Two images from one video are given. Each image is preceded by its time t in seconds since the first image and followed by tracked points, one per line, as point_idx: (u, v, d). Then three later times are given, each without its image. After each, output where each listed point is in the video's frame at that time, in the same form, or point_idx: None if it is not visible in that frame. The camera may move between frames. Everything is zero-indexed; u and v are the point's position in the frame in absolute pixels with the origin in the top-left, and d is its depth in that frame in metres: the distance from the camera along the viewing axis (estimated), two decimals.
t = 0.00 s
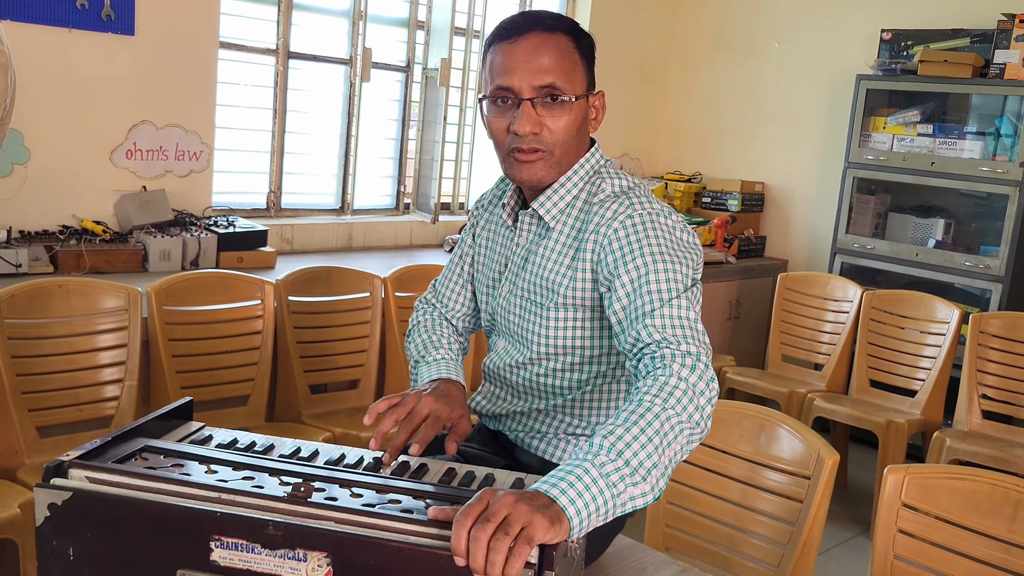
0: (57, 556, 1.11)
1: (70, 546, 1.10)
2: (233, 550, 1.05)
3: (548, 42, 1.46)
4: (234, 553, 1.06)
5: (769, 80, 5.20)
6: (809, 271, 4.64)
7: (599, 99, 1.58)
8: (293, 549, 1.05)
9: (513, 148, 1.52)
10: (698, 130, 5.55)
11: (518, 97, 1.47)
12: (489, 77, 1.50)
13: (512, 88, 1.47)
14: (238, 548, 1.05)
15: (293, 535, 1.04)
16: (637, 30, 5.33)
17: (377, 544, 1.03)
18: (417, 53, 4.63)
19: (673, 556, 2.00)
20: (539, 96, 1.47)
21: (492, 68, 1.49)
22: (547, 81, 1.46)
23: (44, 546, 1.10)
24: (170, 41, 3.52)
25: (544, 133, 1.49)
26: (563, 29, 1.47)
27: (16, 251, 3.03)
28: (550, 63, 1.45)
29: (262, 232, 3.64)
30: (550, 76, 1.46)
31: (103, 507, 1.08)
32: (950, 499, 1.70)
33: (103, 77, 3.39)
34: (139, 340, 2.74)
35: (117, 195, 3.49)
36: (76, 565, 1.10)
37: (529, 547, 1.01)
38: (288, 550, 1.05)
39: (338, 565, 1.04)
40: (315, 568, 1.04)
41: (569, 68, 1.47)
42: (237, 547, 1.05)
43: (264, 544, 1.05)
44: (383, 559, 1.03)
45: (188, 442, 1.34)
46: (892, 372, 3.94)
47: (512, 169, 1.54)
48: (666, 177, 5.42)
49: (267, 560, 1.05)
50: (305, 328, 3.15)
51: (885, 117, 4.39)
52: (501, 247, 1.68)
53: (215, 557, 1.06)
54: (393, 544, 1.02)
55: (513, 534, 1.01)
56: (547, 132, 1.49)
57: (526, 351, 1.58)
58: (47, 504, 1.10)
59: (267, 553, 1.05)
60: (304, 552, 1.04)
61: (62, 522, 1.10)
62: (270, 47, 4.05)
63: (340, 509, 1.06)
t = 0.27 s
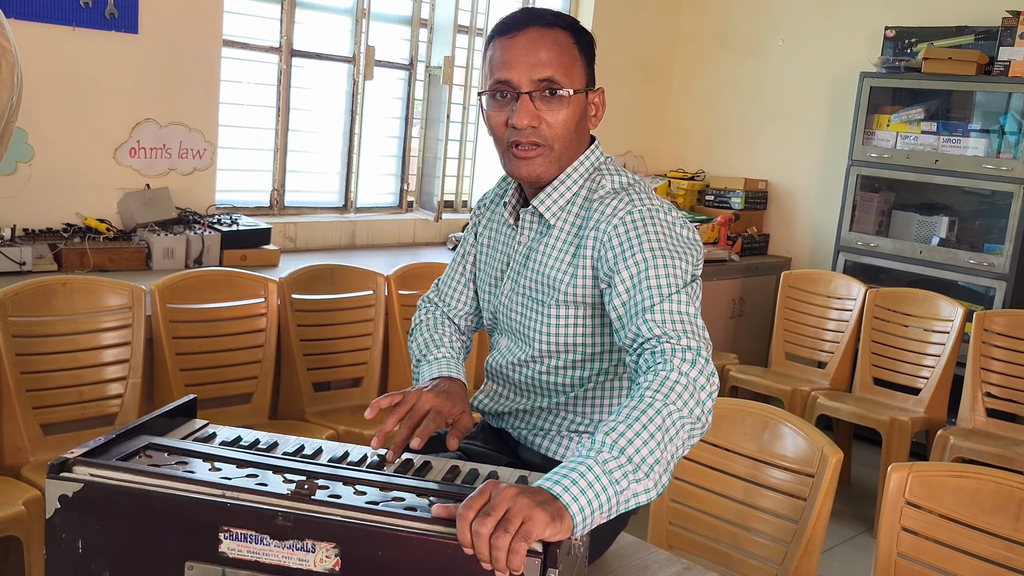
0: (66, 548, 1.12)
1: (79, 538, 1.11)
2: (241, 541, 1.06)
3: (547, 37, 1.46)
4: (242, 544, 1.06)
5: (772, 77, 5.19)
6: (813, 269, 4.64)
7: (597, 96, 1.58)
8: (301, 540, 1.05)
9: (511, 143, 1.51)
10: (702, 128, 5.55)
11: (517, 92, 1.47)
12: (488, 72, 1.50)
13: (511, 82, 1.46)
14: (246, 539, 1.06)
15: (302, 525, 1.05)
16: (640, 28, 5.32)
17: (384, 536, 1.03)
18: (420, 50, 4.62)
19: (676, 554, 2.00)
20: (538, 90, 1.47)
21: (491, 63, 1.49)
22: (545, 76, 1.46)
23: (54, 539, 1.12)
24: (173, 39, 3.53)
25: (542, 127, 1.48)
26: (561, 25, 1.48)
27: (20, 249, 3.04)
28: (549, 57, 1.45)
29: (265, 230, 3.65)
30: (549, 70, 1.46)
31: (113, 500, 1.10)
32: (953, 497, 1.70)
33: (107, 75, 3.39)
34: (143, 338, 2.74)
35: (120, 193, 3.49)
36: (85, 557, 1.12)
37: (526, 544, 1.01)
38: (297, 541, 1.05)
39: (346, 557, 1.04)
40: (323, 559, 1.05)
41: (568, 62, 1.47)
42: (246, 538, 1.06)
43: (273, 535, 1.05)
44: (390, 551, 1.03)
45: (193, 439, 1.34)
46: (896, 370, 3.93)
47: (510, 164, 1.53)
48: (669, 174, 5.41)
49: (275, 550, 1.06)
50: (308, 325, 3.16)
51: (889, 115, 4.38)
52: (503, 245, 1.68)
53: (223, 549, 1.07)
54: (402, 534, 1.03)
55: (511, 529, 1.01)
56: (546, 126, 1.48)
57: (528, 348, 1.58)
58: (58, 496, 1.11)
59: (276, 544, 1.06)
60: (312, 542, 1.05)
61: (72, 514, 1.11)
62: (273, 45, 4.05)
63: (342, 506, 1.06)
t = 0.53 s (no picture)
0: (54, 562, 1.09)
1: (66, 552, 1.08)
2: (232, 554, 1.03)
3: (524, 51, 1.40)
4: (233, 557, 1.03)
5: (774, 74, 5.18)
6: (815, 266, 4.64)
7: (589, 97, 1.50)
8: (292, 553, 1.02)
9: (495, 157, 1.48)
10: (703, 125, 5.54)
11: (493, 110, 1.42)
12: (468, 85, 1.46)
13: (486, 100, 1.42)
14: (237, 553, 1.03)
15: (293, 539, 1.01)
16: (643, 25, 5.32)
17: (377, 549, 1.00)
18: (422, 48, 4.62)
19: (678, 551, 2.00)
20: (513, 109, 1.42)
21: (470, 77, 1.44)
22: (521, 95, 1.40)
23: (40, 553, 1.09)
24: (175, 35, 3.53)
25: (522, 144, 1.44)
26: (541, 36, 1.41)
27: (22, 246, 3.04)
28: (526, 74, 1.40)
29: (266, 227, 3.65)
30: (526, 87, 1.40)
31: (97, 515, 1.06)
32: (955, 494, 1.70)
33: (108, 72, 3.39)
34: (145, 335, 2.74)
35: (122, 190, 3.50)
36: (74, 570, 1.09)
37: (535, 543, 1.01)
38: (288, 555, 1.02)
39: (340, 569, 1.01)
40: (316, 571, 1.01)
41: (547, 77, 1.41)
42: (236, 551, 1.03)
43: (263, 549, 1.02)
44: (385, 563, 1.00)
45: (195, 436, 1.34)
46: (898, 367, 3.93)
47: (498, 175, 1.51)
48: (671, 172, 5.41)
49: (267, 563, 1.02)
50: (310, 323, 3.16)
51: (891, 112, 4.38)
52: (504, 242, 1.68)
53: (214, 562, 1.04)
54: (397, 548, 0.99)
55: (520, 529, 1.01)
56: (526, 143, 1.44)
57: (529, 345, 1.58)
58: (40, 511, 1.07)
59: (266, 558, 1.02)
60: (304, 555, 1.01)
61: (56, 529, 1.08)
62: (275, 42, 4.05)
63: (345, 503, 1.06)
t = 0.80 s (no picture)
0: (68, 544, 1.12)
1: (82, 535, 1.11)
2: (244, 538, 1.06)
3: (519, 57, 1.39)
4: (244, 541, 1.06)
5: (775, 72, 5.18)
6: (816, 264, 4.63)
7: (587, 98, 1.50)
8: (303, 537, 1.05)
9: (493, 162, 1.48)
10: (705, 122, 5.53)
11: (489, 117, 1.42)
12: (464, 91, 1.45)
13: (482, 107, 1.42)
14: (248, 537, 1.06)
15: (304, 523, 1.04)
16: (644, 23, 5.31)
17: (387, 534, 1.03)
18: (423, 45, 4.62)
19: (680, 549, 2.00)
20: (507, 117, 1.41)
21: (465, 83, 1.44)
22: (516, 103, 1.40)
23: (56, 535, 1.12)
24: (176, 33, 3.52)
25: (519, 150, 1.44)
26: (535, 42, 1.40)
27: (23, 244, 3.04)
28: (521, 80, 1.39)
29: (267, 225, 3.64)
30: (520, 94, 1.40)
31: (116, 497, 1.09)
32: (956, 492, 1.70)
33: (109, 69, 3.39)
34: (146, 333, 2.74)
35: (123, 187, 3.50)
36: (88, 554, 1.11)
37: (532, 538, 1.00)
38: (298, 539, 1.05)
39: (349, 554, 1.05)
40: (325, 556, 1.05)
41: (542, 83, 1.41)
42: (248, 535, 1.06)
43: (275, 533, 1.05)
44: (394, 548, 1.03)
45: (196, 434, 1.34)
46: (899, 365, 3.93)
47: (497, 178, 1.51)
48: (672, 169, 5.41)
49: (277, 547, 1.06)
50: (311, 320, 3.15)
51: (892, 110, 4.37)
52: (506, 240, 1.67)
53: (227, 545, 1.07)
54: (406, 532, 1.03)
55: (518, 524, 1.00)
56: (522, 149, 1.44)
57: (532, 343, 1.58)
58: (59, 492, 1.11)
59: (277, 541, 1.06)
60: (314, 540, 1.05)
61: (74, 510, 1.11)
62: (276, 39, 4.04)
63: (347, 501, 1.06)
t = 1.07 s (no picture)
0: (72, 544, 1.12)
1: (84, 535, 1.11)
2: (248, 537, 1.06)
3: (532, 50, 1.40)
4: (249, 540, 1.06)
5: (777, 70, 5.17)
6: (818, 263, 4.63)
7: (594, 96, 1.51)
8: (308, 536, 1.05)
9: (499, 157, 1.48)
10: (706, 121, 5.53)
11: (500, 110, 1.42)
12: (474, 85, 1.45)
13: (493, 99, 1.42)
14: (253, 536, 1.06)
15: (308, 522, 1.04)
16: (646, 22, 5.31)
17: (391, 532, 1.04)
18: (425, 44, 4.62)
19: (683, 548, 2.00)
20: (519, 110, 1.41)
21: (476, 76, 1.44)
22: (528, 94, 1.40)
23: (59, 535, 1.12)
24: (179, 31, 3.53)
25: (528, 143, 1.44)
26: (547, 35, 1.41)
27: (26, 243, 3.03)
28: (534, 73, 1.40)
29: (270, 224, 3.65)
30: (533, 87, 1.41)
31: (119, 497, 1.09)
32: (959, 491, 1.70)
33: (111, 68, 3.39)
34: (149, 332, 2.74)
35: (125, 186, 3.50)
36: (91, 554, 1.12)
37: (533, 536, 1.01)
38: (303, 537, 1.05)
39: (353, 553, 1.05)
40: (330, 555, 1.05)
41: (554, 76, 1.41)
42: (253, 534, 1.06)
43: (279, 532, 1.05)
44: (398, 546, 1.04)
45: (200, 433, 1.34)
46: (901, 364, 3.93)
47: (500, 173, 1.50)
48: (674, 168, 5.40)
49: (282, 546, 1.06)
50: (314, 319, 3.15)
51: (895, 108, 4.37)
52: (507, 239, 1.67)
53: (230, 545, 1.07)
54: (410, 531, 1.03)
55: (518, 522, 1.01)
56: (532, 142, 1.44)
57: (534, 343, 1.58)
58: (62, 493, 1.10)
59: (282, 540, 1.06)
60: (319, 539, 1.05)
61: (76, 511, 1.11)
62: (278, 38, 4.04)
63: (351, 500, 1.07)
